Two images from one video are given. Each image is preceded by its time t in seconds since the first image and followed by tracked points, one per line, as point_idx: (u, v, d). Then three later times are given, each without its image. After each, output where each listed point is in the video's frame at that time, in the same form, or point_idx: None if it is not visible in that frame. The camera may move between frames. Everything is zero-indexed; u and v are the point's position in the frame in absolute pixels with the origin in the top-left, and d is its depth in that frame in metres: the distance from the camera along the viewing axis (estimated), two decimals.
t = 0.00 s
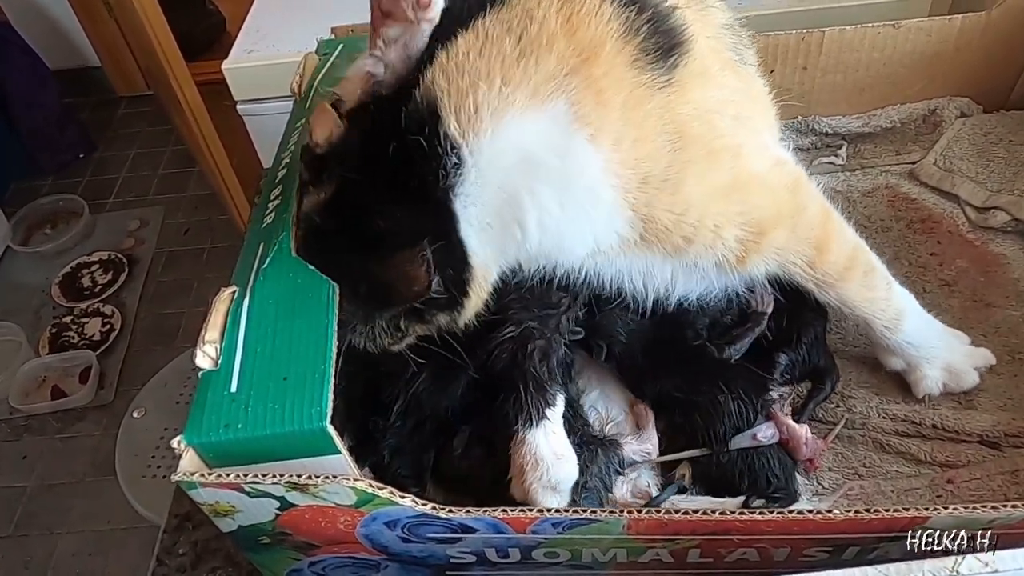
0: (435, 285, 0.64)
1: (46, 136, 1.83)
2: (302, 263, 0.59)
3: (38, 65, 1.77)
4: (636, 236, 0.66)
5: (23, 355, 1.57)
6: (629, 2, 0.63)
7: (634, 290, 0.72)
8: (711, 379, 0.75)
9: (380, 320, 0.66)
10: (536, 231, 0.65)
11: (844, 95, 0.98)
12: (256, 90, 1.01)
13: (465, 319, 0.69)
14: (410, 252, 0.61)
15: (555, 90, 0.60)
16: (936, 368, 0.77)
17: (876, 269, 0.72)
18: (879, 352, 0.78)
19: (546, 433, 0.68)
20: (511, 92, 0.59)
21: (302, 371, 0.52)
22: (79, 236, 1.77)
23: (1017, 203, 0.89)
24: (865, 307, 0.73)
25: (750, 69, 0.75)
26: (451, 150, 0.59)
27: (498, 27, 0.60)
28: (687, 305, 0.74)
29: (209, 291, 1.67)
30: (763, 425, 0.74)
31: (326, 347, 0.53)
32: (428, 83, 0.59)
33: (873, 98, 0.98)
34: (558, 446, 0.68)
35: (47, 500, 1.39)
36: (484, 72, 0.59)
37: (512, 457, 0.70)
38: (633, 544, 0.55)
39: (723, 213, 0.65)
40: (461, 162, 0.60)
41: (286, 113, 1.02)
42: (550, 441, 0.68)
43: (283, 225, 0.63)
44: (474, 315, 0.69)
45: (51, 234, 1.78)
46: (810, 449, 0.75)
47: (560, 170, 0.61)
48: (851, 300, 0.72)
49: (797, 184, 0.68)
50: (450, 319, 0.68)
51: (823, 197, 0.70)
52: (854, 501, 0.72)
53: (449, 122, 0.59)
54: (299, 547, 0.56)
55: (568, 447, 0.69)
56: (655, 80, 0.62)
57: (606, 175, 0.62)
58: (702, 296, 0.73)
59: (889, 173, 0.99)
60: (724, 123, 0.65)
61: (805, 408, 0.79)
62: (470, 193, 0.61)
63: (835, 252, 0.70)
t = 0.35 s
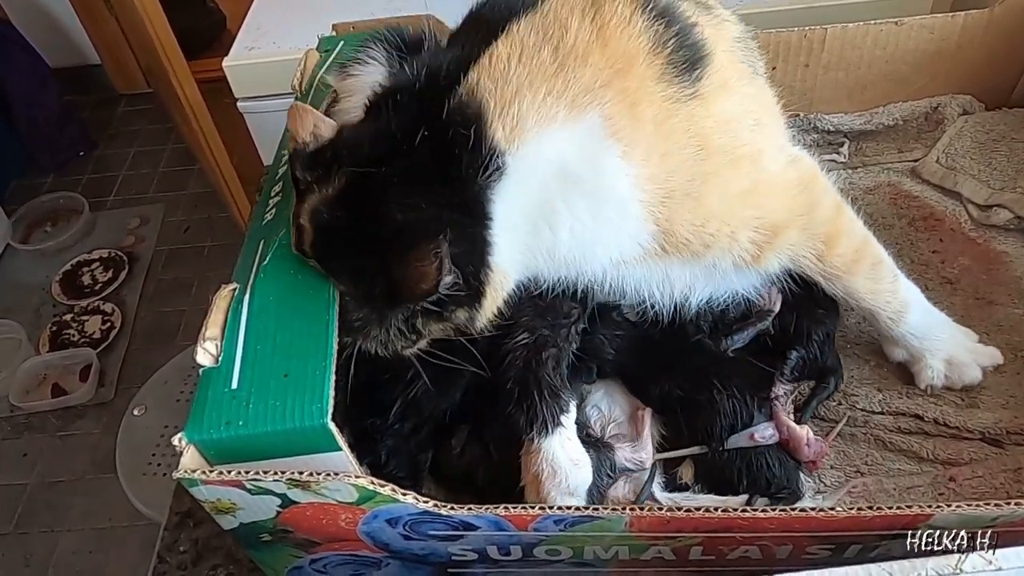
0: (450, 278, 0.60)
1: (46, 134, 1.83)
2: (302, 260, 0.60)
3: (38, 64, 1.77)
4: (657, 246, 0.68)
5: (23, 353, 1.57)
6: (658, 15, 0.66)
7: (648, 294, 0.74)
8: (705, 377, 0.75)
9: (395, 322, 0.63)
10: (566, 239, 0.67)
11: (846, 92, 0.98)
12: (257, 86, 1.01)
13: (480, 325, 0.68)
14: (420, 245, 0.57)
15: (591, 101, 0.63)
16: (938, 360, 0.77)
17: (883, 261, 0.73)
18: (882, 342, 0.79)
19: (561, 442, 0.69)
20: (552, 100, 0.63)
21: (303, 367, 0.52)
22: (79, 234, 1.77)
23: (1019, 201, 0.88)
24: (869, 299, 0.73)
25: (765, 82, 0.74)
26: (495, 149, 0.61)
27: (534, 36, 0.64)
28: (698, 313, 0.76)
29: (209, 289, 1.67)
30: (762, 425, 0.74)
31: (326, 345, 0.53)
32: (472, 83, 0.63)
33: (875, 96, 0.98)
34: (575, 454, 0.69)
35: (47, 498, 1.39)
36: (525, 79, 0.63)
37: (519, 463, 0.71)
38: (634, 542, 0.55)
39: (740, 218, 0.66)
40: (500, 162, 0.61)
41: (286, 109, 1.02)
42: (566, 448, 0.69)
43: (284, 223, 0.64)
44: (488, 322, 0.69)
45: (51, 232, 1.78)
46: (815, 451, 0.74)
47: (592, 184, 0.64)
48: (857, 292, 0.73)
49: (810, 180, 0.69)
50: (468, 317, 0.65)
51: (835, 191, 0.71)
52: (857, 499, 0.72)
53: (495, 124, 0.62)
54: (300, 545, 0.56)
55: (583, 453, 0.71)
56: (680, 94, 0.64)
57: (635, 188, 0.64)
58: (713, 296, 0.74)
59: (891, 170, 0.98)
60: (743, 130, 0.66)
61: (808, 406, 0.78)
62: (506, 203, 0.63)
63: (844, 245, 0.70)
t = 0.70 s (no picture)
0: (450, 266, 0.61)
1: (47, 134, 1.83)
2: (303, 259, 0.61)
3: (39, 64, 1.77)
4: (652, 254, 0.68)
5: (25, 353, 1.57)
6: (660, 25, 0.66)
7: (649, 301, 0.74)
8: (704, 381, 0.75)
9: (395, 315, 0.66)
10: (560, 246, 0.67)
11: (847, 93, 0.98)
12: (258, 87, 1.01)
13: (483, 315, 0.69)
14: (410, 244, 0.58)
15: (587, 111, 0.63)
16: (940, 359, 0.77)
17: (883, 263, 0.73)
18: (885, 342, 0.79)
19: (552, 455, 0.69)
20: (549, 111, 0.63)
21: (304, 366, 0.52)
22: (80, 234, 1.77)
23: (1020, 200, 0.88)
24: (869, 301, 0.74)
25: (770, 88, 0.74)
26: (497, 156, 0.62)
27: (534, 45, 0.65)
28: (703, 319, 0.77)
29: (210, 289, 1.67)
30: (765, 425, 0.74)
31: (327, 344, 0.54)
32: (473, 90, 0.64)
33: (876, 96, 0.98)
34: (564, 466, 0.69)
35: (49, 498, 1.39)
36: (523, 88, 0.63)
37: (513, 470, 0.71)
38: (636, 540, 0.55)
39: (737, 228, 0.66)
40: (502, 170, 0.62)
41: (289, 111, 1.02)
42: (557, 458, 0.69)
43: (284, 221, 0.64)
44: (486, 313, 0.69)
45: (53, 232, 1.78)
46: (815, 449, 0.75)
47: (588, 193, 0.64)
48: (858, 294, 0.73)
49: (809, 186, 0.68)
50: (471, 306, 0.67)
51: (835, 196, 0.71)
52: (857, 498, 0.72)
53: (494, 130, 0.62)
54: (302, 543, 0.56)
55: (576, 465, 0.70)
56: (679, 105, 0.64)
57: (632, 197, 0.64)
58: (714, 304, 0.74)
59: (892, 170, 0.99)
60: (743, 141, 0.66)
61: (808, 405, 0.78)
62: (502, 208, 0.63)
63: (843, 249, 0.70)
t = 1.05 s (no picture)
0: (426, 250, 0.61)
1: (48, 136, 1.83)
2: (305, 259, 0.61)
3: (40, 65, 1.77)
4: (647, 253, 0.69)
5: (26, 354, 1.58)
6: (658, 27, 0.65)
7: (648, 296, 0.75)
8: (696, 384, 0.75)
9: (379, 300, 0.65)
10: (557, 241, 0.68)
11: (846, 93, 0.98)
12: (259, 88, 1.01)
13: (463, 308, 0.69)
14: (388, 225, 0.57)
15: (584, 109, 0.63)
16: (940, 357, 0.77)
17: (883, 265, 0.73)
18: (886, 341, 0.80)
19: (543, 465, 0.69)
20: (547, 108, 0.63)
21: (307, 365, 0.53)
22: (82, 235, 1.77)
23: (1020, 199, 0.89)
24: (870, 302, 0.74)
25: (767, 87, 0.74)
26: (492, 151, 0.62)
27: (534, 42, 0.65)
28: (702, 316, 0.78)
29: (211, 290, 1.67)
30: (757, 422, 0.73)
31: (330, 344, 0.54)
32: (471, 82, 0.64)
33: (875, 96, 0.99)
34: (555, 477, 0.69)
35: (51, 499, 1.39)
36: (523, 87, 0.64)
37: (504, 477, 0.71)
38: (636, 538, 0.55)
39: (732, 230, 0.67)
40: (492, 166, 0.63)
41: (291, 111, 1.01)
42: (548, 468, 0.69)
43: (286, 222, 0.65)
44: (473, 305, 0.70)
45: (54, 234, 1.78)
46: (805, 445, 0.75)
47: (583, 192, 0.64)
48: (857, 295, 0.74)
49: (807, 189, 0.68)
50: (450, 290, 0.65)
51: (833, 198, 0.71)
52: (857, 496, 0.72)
53: (491, 125, 0.63)
54: (304, 542, 0.57)
55: (566, 475, 0.70)
56: (675, 107, 0.64)
57: (626, 202, 0.65)
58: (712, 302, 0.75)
59: (891, 169, 0.99)
60: (740, 142, 0.66)
61: (807, 404, 0.78)
62: (493, 202, 0.64)
63: (841, 251, 0.71)
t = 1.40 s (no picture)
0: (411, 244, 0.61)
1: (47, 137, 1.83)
2: (303, 257, 0.61)
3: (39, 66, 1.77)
4: (644, 253, 0.69)
5: (26, 354, 1.58)
6: (654, 26, 0.66)
7: (647, 298, 0.75)
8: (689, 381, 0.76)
9: (374, 293, 0.67)
10: (554, 236, 0.68)
11: (844, 91, 0.98)
12: (257, 88, 1.01)
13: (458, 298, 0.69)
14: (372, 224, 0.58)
15: (580, 105, 0.63)
16: (938, 355, 0.77)
17: (881, 266, 0.73)
18: (884, 339, 0.80)
19: (548, 471, 0.69)
20: (543, 100, 0.63)
21: (305, 364, 0.53)
22: (81, 236, 1.77)
23: (1017, 197, 0.89)
24: (868, 302, 0.74)
25: (764, 87, 0.74)
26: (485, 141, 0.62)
27: (532, 38, 0.65)
28: (701, 320, 0.78)
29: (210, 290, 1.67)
30: (740, 415, 0.74)
31: (327, 343, 0.54)
32: (464, 70, 0.65)
33: (873, 95, 0.99)
34: (559, 483, 0.68)
35: (51, 500, 1.39)
36: (519, 78, 0.64)
37: (507, 481, 0.70)
38: (635, 536, 0.55)
39: (730, 231, 0.67)
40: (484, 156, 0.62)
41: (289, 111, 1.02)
42: (553, 474, 0.69)
43: (285, 220, 0.65)
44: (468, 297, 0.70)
45: (53, 234, 1.78)
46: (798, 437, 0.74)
47: (578, 190, 0.64)
48: (855, 296, 0.74)
49: (804, 190, 0.68)
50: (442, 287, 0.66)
51: (830, 198, 0.71)
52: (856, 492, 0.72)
53: (485, 110, 0.63)
54: (304, 540, 0.57)
55: (570, 482, 0.70)
56: (671, 107, 0.64)
57: (621, 197, 0.65)
58: (711, 305, 0.76)
59: (889, 166, 0.99)
60: (737, 142, 0.66)
61: (800, 400, 0.79)
62: (490, 194, 0.64)
63: (838, 253, 0.71)
